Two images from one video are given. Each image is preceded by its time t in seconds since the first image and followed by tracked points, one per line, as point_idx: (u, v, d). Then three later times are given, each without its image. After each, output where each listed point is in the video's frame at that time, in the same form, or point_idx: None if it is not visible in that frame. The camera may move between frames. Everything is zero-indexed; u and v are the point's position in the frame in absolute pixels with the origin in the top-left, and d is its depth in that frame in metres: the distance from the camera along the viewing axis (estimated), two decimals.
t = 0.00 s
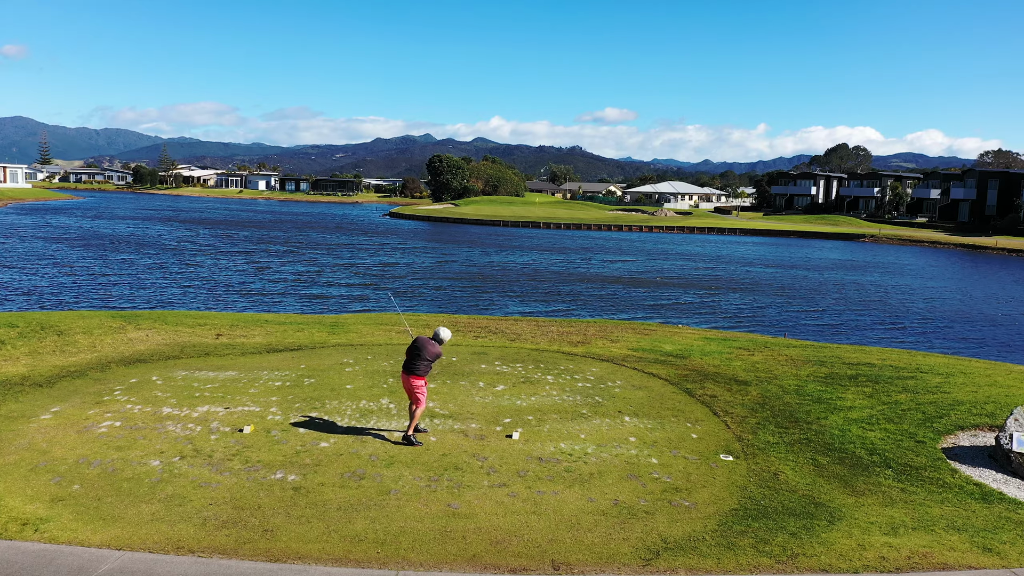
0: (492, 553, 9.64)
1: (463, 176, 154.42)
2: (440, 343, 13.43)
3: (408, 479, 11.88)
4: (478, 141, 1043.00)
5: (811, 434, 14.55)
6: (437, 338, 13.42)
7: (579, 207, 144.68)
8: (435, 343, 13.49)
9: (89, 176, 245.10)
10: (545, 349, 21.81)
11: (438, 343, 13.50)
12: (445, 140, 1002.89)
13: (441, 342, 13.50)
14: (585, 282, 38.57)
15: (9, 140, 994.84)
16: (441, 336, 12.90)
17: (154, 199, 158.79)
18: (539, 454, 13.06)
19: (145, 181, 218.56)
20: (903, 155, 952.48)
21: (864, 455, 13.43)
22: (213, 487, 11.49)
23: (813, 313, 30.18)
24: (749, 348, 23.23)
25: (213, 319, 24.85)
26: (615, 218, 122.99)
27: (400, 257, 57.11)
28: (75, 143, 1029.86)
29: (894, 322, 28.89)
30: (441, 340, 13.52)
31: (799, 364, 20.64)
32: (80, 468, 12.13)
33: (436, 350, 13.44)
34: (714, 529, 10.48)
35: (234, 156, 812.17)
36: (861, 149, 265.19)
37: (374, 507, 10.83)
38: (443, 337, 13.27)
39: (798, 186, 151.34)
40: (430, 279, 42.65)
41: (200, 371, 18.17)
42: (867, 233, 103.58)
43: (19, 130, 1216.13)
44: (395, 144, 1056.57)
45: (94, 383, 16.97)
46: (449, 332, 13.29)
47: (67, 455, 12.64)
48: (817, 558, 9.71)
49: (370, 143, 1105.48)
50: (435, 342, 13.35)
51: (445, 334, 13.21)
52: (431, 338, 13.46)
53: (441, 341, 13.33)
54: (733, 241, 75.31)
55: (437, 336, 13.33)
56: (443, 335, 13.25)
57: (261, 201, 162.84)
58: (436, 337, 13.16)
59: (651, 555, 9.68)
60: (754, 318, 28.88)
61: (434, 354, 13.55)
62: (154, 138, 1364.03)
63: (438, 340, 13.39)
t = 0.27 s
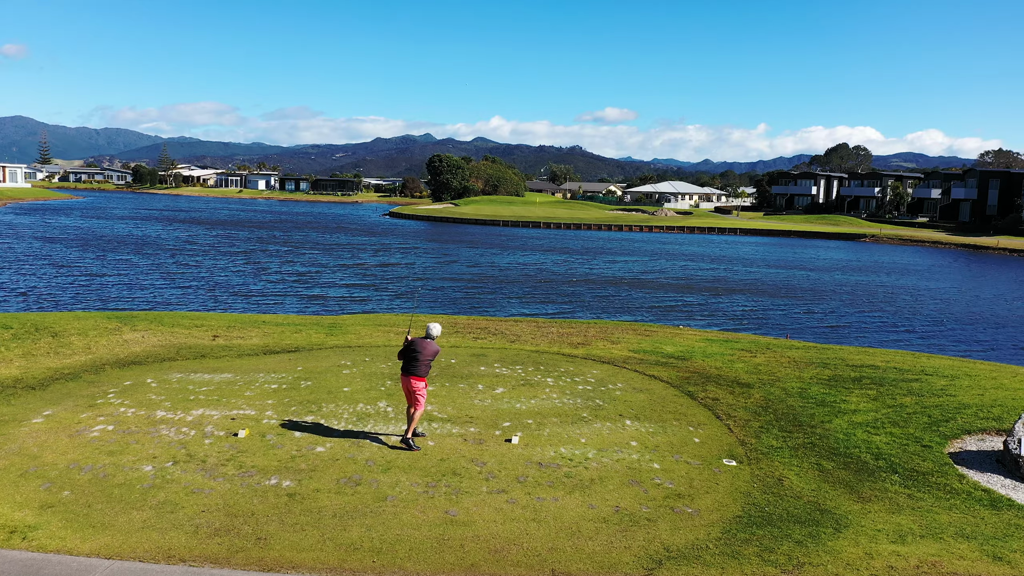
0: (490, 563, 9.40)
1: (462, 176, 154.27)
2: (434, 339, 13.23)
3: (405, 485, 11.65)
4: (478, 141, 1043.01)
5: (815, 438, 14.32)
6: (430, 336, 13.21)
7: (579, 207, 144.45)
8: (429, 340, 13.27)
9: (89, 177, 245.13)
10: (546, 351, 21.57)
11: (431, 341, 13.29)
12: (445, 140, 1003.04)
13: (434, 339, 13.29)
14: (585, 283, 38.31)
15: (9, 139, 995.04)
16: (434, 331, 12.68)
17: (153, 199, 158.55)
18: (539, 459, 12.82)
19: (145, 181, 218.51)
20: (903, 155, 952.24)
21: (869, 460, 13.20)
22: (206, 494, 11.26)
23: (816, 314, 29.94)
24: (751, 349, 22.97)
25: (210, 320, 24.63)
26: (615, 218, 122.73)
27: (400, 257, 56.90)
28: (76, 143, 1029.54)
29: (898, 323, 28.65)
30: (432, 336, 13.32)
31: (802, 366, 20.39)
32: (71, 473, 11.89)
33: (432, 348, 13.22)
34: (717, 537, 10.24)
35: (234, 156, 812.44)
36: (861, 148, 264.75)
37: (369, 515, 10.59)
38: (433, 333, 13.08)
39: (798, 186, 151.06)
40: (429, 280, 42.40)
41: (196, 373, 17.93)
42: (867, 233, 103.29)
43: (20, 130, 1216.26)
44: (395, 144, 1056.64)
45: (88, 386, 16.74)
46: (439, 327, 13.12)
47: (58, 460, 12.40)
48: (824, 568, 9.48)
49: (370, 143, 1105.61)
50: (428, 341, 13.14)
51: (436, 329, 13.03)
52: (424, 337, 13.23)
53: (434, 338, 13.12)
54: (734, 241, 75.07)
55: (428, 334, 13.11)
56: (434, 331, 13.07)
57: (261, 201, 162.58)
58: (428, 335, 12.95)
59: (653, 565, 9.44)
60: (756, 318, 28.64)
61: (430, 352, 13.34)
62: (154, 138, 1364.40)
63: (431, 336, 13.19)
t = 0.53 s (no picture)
0: None
1: (463, 176, 154.11)
2: (429, 341, 12.86)
3: (402, 493, 11.31)
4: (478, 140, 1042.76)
5: (823, 443, 13.98)
6: (424, 338, 12.83)
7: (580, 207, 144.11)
8: (424, 341, 12.90)
9: (88, 176, 244.85)
10: (546, 353, 21.20)
11: (426, 342, 12.91)
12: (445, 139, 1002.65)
13: (429, 341, 12.92)
14: (587, 283, 37.93)
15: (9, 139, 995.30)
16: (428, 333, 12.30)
17: (153, 199, 158.28)
18: (540, 466, 12.48)
19: (144, 181, 218.22)
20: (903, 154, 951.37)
21: (879, 467, 12.86)
22: (197, 502, 10.93)
23: (820, 315, 29.61)
24: (756, 352, 22.62)
25: (206, 321, 24.28)
26: (616, 217, 122.35)
27: (399, 258, 56.58)
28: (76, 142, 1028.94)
29: (904, 325, 28.27)
30: (427, 337, 12.94)
31: (807, 368, 20.07)
32: (59, 481, 11.56)
33: (428, 350, 12.87)
34: (725, 549, 9.90)
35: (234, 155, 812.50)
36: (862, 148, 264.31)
37: (365, 524, 10.26)
38: (428, 334, 12.70)
39: (799, 186, 150.57)
40: (430, 280, 42.01)
41: (190, 376, 17.59)
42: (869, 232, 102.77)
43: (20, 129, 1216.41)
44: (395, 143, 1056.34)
45: (79, 389, 16.39)
46: (434, 328, 12.74)
47: (45, 467, 12.07)
48: None
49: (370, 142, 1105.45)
50: (423, 343, 12.77)
51: (430, 331, 12.65)
52: (418, 339, 12.85)
53: (429, 339, 12.75)
54: (735, 241, 74.65)
55: (423, 336, 12.74)
56: (428, 333, 12.69)
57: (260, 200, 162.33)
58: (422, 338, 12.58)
59: None
60: (760, 320, 28.26)
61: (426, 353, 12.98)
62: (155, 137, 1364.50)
63: (425, 339, 12.81)
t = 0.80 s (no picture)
0: None
1: (463, 175, 153.85)
2: (422, 345, 12.40)
3: (396, 507, 10.81)
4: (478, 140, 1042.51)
5: (833, 452, 13.50)
6: (417, 342, 12.36)
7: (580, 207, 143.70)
8: (417, 346, 12.44)
9: (88, 176, 244.65)
10: (547, 356, 20.74)
11: (419, 346, 12.45)
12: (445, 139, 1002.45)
13: (422, 344, 12.44)
14: (588, 284, 37.43)
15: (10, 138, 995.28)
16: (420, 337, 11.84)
17: (152, 198, 157.95)
18: (540, 476, 12.00)
19: (143, 180, 218.01)
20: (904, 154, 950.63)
21: (892, 477, 12.38)
22: (181, 516, 10.45)
23: (825, 317, 29.16)
24: (760, 354, 22.14)
25: (199, 323, 23.81)
26: (616, 217, 121.82)
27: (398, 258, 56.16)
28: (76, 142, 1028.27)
29: (911, 327, 27.77)
30: (419, 341, 12.48)
31: (814, 372, 19.60)
32: (38, 493, 11.08)
33: (422, 353, 12.40)
34: (735, 566, 9.43)
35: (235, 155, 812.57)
36: (863, 147, 263.77)
37: (356, 540, 9.78)
38: (420, 338, 12.22)
39: (800, 185, 150.11)
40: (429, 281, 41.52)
41: (181, 381, 17.08)
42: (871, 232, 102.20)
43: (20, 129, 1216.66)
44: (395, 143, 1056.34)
45: (65, 395, 15.90)
46: (427, 331, 12.28)
47: (26, 477, 11.59)
48: None
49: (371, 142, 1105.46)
50: (416, 347, 12.31)
51: (423, 334, 12.17)
52: (411, 343, 12.39)
53: (421, 343, 12.28)
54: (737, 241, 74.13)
55: (415, 340, 12.27)
56: (420, 336, 12.22)
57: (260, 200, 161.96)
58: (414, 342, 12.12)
59: None
60: (764, 322, 27.77)
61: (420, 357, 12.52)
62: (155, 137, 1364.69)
63: (418, 343, 12.35)
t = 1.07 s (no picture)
0: None
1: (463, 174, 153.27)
2: (413, 350, 11.80)
3: (387, 523, 10.22)
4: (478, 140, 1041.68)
5: (847, 463, 12.88)
6: (408, 347, 11.76)
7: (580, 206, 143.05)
8: (407, 351, 11.84)
9: (87, 176, 244.14)
10: (546, 360, 20.14)
11: (410, 351, 11.85)
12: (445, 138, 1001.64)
13: (414, 349, 11.84)
14: (589, 285, 36.87)
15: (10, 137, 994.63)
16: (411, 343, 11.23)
17: (151, 198, 157.50)
18: (540, 490, 11.41)
19: (143, 179, 217.42)
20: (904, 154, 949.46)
21: (909, 490, 11.78)
22: (160, 534, 9.86)
23: (831, 319, 28.58)
24: (766, 358, 21.54)
25: (190, 325, 23.21)
26: (617, 216, 121.21)
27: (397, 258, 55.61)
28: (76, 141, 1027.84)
29: (919, 330, 27.15)
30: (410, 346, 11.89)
31: (823, 377, 19.00)
32: (10, 508, 10.49)
33: (414, 359, 11.81)
34: None
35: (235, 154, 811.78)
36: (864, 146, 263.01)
37: (344, 561, 9.19)
38: (411, 343, 11.61)
39: (802, 185, 149.38)
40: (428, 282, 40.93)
41: (167, 387, 16.47)
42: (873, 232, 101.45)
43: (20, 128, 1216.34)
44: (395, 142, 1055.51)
45: (46, 401, 15.31)
46: (419, 335, 11.69)
47: None
48: None
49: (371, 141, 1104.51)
50: (407, 353, 11.71)
51: (414, 339, 11.57)
52: (402, 348, 11.79)
53: (413, 348, 11.67)
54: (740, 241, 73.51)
55: (407, 345, 11.65)
56: (412, 341, 11.61)
57: (259, 199, 161.54)
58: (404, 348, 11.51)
59: None
60: (769, 324, 27.19)
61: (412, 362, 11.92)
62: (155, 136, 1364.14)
63: (409, 348, 11.76)
